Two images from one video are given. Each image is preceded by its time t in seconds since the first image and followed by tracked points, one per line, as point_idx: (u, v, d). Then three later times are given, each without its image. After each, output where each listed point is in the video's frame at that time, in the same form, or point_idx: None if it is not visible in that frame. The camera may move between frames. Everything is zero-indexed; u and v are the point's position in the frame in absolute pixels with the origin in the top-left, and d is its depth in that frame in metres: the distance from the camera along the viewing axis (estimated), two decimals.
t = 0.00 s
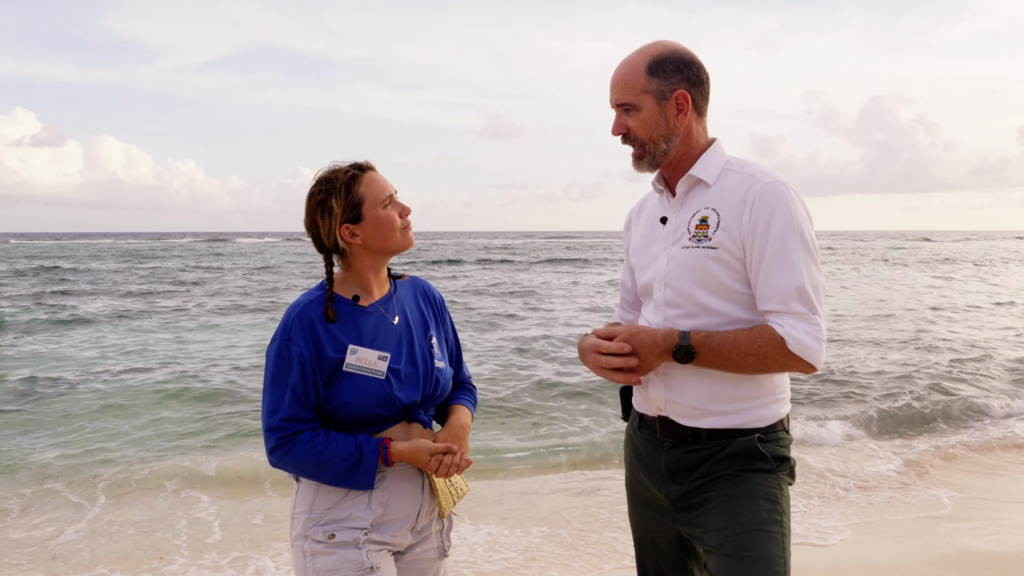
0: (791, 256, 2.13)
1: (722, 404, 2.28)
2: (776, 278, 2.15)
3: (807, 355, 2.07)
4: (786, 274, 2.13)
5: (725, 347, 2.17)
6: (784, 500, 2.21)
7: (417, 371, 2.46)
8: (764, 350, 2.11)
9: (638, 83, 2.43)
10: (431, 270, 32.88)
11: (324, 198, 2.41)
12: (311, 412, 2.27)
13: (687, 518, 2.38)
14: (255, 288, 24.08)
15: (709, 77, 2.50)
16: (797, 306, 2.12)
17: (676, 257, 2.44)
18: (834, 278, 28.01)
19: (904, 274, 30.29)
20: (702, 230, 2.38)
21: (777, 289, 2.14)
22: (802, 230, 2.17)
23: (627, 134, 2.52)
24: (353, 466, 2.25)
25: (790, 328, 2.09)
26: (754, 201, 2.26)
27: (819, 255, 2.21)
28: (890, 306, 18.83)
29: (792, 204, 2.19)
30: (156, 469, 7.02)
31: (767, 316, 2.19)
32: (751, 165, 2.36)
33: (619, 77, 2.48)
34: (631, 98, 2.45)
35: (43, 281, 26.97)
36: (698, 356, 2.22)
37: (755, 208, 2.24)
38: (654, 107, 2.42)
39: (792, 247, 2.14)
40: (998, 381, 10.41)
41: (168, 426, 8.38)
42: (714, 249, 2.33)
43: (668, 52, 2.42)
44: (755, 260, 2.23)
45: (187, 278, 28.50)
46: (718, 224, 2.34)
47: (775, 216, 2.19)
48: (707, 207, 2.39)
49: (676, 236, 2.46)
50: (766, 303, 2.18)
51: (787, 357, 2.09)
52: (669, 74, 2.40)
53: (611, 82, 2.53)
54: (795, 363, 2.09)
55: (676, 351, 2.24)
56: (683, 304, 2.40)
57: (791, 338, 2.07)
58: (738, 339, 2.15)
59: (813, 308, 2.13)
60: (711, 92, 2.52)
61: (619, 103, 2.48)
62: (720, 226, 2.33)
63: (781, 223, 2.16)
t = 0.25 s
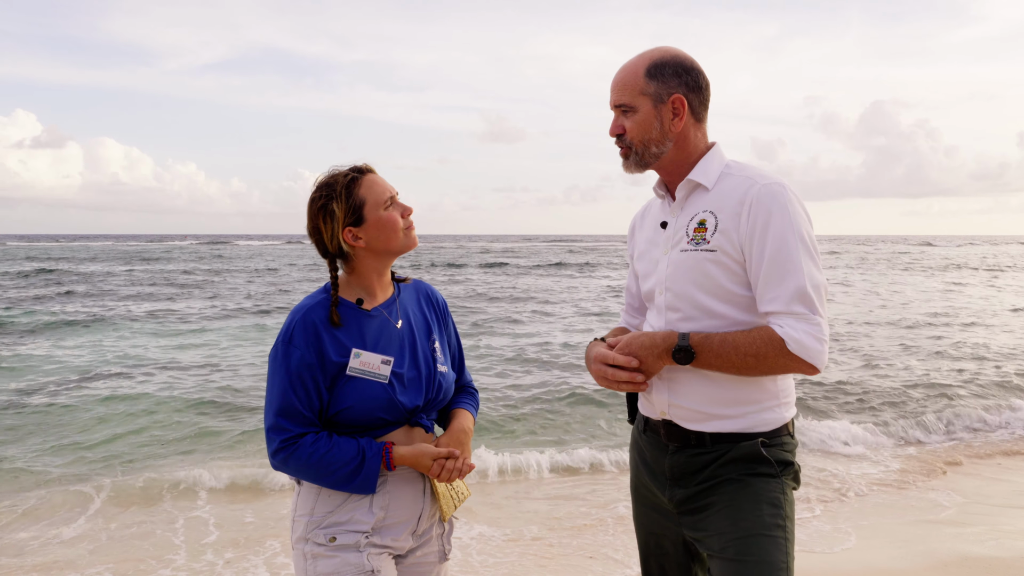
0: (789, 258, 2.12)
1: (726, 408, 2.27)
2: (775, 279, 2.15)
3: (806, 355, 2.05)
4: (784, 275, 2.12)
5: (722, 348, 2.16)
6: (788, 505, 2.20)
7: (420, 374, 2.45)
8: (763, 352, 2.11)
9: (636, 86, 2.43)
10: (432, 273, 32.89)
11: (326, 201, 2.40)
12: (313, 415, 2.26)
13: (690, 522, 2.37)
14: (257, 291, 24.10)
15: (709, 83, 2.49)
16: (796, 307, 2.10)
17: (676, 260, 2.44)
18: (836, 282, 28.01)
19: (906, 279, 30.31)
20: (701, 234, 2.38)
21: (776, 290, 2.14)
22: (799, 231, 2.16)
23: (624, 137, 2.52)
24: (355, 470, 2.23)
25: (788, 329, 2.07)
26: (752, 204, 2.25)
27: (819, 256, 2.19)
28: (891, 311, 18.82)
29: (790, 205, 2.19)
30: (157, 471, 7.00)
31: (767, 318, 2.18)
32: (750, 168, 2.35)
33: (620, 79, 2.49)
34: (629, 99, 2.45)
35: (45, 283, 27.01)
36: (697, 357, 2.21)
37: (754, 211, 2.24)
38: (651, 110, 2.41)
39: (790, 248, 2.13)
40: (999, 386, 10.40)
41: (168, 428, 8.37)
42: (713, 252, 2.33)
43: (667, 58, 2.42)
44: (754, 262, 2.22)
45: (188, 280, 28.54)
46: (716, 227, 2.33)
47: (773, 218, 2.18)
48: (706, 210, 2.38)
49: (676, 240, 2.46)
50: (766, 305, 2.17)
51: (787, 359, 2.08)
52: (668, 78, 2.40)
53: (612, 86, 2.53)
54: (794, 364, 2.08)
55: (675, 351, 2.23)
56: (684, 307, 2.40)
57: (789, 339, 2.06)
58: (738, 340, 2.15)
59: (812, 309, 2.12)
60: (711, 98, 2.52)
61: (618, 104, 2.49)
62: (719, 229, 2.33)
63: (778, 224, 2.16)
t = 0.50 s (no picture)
0: (790, 260, 2.12)
1: (729, 410, 2.26)
2: (776, 281, 2.14)
3: (806, 358, 2.04)
4: (785, 278, 2.11)
5: (723, 350, 2.15)
6: (791, 508, 2.19)
7: (420, 376, 2.44)
8: (763, 353, 2.10)
9: (636, 93, 2.43)
10: (432, 275, 32.91)
11: (324, 206, 2.39)
12: (314, 418, 2.25)
13: (693, 524, 2.36)
14: (257, 293, 24.10)
15: (708, 86, 2.49)
16: (797, 309, 2.09)
17: (678, 263, 2.43)
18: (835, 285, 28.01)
19: (906, 282, 30.33)
20: (704, 236, 2.37)
21: (777, 292, 2.13)
22: (802, 234, 2.15)
23: (627, 142, 2.51)
24: (356, 471, 2.22)
25: (788, 331, 2.06)
26: (754, 206, 2.24)
27: (821, 259, 2.19)
28: (891, 313, 18.82)
29: (792, 207, 2.18)
30: (155, 472, 6.99)
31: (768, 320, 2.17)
32: (752, 170, 2.35)
33: (619, 87, 2.48)
34: (629, 106, 2.44)
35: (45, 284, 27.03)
36: (697, 358, 2.20)
37: (755, 213, 2.23)
38: (652, 116, 2.41)
39: (792, 251, 2.12)
40: (999, 389, 10.39)
41: (167, 429, 8.36)
42: (715, 254, 2.32)
43: (666, 62, 2.41)
44: (755, 265, 2.22)
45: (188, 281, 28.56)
46: (719, 229, 2.33)
47: (774, 221, 2.17)
48: (709, 213, 2.37)
49: (678, 242, 2.45)
50: (767, 307, 2.16)
51: (787, 360, 2.07)
52: (667, 83, 2.39)
53: (611, 93, 2.53)
54: (794, 365, 2.07)
55: (675, 352, 2.22)
56: (687, 310, 2.39)
57: (789, 342, 2.05)
58: (738, 341, 2.14)
59: (813, 312, 2.11)
60: (710, 101, 2.51)
61: (618, 111, 2.48)
62: (721, 231, 2.32)
63: (780, 227, 2.15)
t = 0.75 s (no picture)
0: (792, 263, 2.11)
1: (731, 411, 2.26)
2: (777, 283, 2.13)
3: (804, 361, 2.04)
4: (786, 280, 2.11)
5: (721, 351, 2.15)
6: (794, 511, 2.19)
7: (418, 377, 2.44)
8: (762, 354, 2.09)
9: (639, 96, 2.43)
10: (434, 277, 32.91)
11: (332, 205, 2.39)
12: (311, 420, 2.24)
13: (695, 527, 2.35)
14: (258, 294, 24.15)
15: (711, 91, 2.49)
16: (796, 312, 2.09)
17: (682, 265, 2.43)
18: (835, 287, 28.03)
19: (908, 285, 30.27)
20: (707, 239, 2.37)
21: (777, 295, 2.12)
22: (805, 238, 2.15)
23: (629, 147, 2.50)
24: (356, 473, 2.22)
25: (787, 333, 2.06)
26: (757, 209, 2.24)
27: (824, 263, 2.18)
28: (891, 317, 18.83)
29: (796, 211, 2.18)
30: (155, 473, 7.00)
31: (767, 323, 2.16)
32: (756, 175, 2.34)
33: (623, 90, 2.48)
34: (632, 110, 2.44)
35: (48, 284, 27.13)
36: (696, 356, 2.19)
37: (758, 216, 2.23)
38: (655, 120, 2.41)
39: (794, 254, 2.12)
40: (1002, 393, 10.36)
41: (168, 429, 8.36)
42: (718, 257, 2.32)
43: (670, 66, 2.41)
44: (757, 267, 2.21)
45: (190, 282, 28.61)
46: (722, 232, 2.32)
47: (777, 223, 2.17)
48: (713, 216, 2.37)
49: (682, 245, 2.45)
50: (766, 309, 2.16)
51: (785, 363, 2.07)
52: (670, 88, 2.39)
53: (614, 97, 2.52)
54: (792, 369, 2.07)
55: (673, 350, 2.20)
56: (689, 312, 2.38)
57: (787, 344, 2.05)
58: (737, 341, 2.13)
59: (813, 316, 2.10)
60: (712, 106, 2.51)
61: (621, 115, 2.48)
62: (724, 234, 2.32)
63: (783, 230, 2.15)
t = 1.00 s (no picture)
0: (797, 271, 2.10)
1: (735, 416, 2.24)
2: (782, 291, 2.12)
3: (807, 369, 2.03)
4: (791, 287, 2.10)
5: (721, 362, 2.13)
6: (799, 517, 2.17)
7: (422, 379, 2.42)
8: (764, 364, 2.08)
9: (642, 107, 2.42)
10: (435, 280, 32.93)
11: (338, 208, 2.39)
12: (315, 423, 2.23)
13: (699, 532, 2.33)
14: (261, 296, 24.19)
15: (714, 97, 2.47)
16: (801, 320, 2.08)
17: (687, 271, 2.41)
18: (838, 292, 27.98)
19: (911, 290, 30.21)
20: (713, 246, 2.35)
21: (781, 302, 2.11)
22: (811, 246, 2.14)
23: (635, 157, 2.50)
24: (358, 475, 2.21)
25: (790, 341, 2.05)
26: (762, 216, 2.23)
27: (828, 271, 2.17)
28: (894, 322, 18.79)
29: (801, 218, 2.16)
30: (155, 476, 6.97)
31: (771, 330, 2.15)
32: (762, 180, 2.33)
33: (625, 102, 2.47)
34: (636, 121, 2.43)
35: (50, 286, 27.18)
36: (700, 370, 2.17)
37: (763, 223, 2.21)
38: (659, 129, 2.40)
39: (799, 261, 2.11)
40: (1007, 399, 10.29)
41: (168, 432, 8.35)
42: (723, 264, 2.31)
43: (670, 75, 2.41)
44: (762, 274, 2.20)
45: (192, 284, 28.65)
46: (728, 239, 2.31)
47: (782, 230, 2.15)
48: (719, 222, 2.36)
49: (687, 251, 2.44)
50: (768, 316, 2.15)
51: (789, 370, 2.05)
52: (672, 96, 2.39)
53: (617, 108, 2.51)
54: (798, 377, 2.06)
55: (675, 367, 2.18)
56: (695, 318, 2.37)
57: (790, 352, 2.04)
58: (739, 353, 2.11)
59: (817, 324, 2.09)
60: (716, 112, 2.50)
61: (625, 127, 2.47)
62: (730, 241, 2.30)
63: (788, 237, 2.13)
